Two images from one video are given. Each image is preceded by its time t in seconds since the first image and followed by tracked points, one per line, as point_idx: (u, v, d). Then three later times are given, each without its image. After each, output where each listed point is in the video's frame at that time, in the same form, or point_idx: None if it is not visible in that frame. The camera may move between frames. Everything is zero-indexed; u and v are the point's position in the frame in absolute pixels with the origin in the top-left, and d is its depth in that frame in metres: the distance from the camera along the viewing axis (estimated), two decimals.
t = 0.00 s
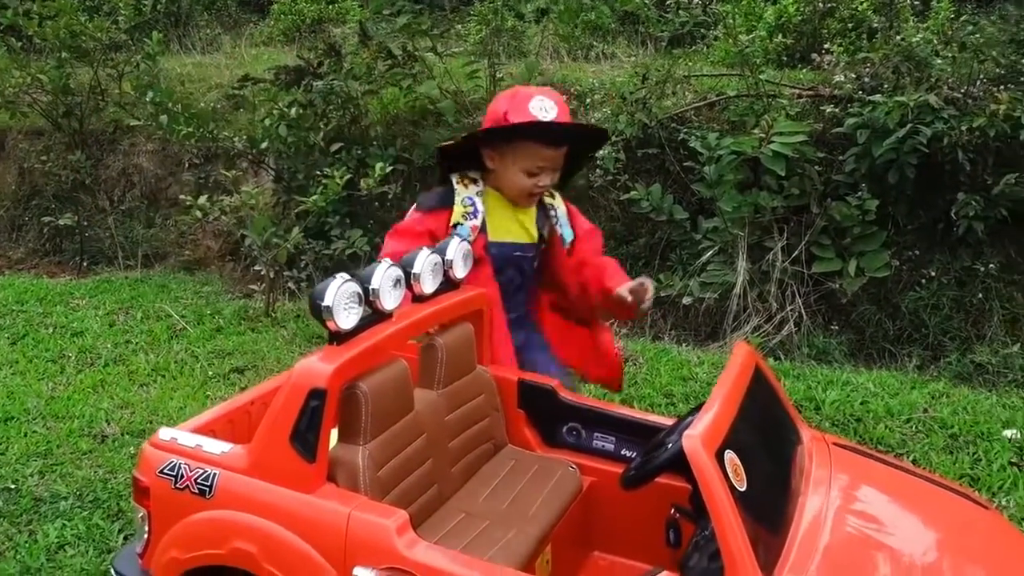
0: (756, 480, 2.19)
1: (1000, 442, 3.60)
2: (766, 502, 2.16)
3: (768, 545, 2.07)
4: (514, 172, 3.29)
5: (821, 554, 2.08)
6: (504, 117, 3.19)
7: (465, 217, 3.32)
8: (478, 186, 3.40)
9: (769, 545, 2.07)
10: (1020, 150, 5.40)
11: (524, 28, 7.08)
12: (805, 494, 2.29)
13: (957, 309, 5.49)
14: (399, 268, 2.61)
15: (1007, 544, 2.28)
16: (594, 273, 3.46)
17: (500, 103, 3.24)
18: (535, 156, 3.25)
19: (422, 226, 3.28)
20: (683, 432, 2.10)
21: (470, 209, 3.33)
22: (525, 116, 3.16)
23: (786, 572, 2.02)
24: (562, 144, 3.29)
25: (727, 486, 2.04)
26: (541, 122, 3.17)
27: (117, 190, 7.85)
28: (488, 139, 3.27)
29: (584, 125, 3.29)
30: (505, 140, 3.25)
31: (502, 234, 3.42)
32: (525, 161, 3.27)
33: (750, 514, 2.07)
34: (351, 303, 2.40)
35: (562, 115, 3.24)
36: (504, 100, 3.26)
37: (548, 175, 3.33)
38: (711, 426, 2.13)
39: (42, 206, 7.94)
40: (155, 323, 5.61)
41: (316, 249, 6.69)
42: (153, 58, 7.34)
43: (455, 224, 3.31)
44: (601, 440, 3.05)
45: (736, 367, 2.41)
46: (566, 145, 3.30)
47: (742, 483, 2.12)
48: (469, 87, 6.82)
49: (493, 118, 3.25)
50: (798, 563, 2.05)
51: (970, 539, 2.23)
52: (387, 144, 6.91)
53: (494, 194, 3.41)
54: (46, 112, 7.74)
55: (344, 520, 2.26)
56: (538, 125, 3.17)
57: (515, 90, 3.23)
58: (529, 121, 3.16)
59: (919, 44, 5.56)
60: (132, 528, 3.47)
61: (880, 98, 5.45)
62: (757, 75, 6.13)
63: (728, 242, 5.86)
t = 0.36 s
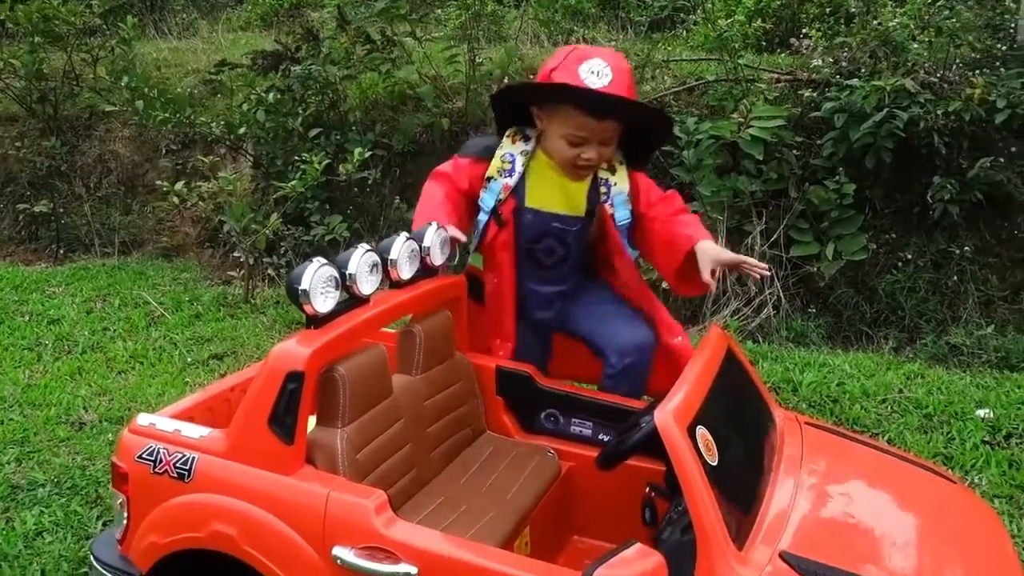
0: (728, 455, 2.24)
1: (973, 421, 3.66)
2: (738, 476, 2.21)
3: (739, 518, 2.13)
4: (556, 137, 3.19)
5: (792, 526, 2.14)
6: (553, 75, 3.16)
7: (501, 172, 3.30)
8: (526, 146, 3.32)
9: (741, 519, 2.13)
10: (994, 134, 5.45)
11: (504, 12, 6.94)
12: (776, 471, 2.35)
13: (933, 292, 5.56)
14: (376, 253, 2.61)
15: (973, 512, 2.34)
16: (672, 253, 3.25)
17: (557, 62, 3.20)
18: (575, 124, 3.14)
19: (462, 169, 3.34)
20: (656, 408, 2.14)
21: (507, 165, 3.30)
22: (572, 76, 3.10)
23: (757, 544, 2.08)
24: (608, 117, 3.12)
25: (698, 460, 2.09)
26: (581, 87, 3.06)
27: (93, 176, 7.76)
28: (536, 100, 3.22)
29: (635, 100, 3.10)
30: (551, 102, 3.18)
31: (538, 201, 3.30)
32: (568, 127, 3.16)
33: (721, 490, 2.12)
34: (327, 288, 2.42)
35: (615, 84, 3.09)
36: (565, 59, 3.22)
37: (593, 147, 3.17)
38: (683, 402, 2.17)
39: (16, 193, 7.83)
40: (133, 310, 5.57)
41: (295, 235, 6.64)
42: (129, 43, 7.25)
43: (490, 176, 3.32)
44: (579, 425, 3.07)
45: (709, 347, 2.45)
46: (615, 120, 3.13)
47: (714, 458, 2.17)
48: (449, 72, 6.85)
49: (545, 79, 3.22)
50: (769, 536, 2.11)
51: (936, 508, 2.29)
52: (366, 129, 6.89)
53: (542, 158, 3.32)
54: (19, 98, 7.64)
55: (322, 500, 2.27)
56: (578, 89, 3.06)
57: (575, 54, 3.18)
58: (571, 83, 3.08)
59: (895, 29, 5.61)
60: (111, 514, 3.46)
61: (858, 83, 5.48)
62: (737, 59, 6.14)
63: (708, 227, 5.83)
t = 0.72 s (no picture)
0: (711, 443, 2.27)
1: (951, 410, 3.70)
2: (721, 463, 2.24)
3: (722, 503, 2.16)
4: (601, 81, 2.88)
5: (777, 511, 2.16)
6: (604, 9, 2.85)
7: (546, 127, 3.04)
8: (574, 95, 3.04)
9: (725, 504, 2.15)
10: (973, 124, 5.49)
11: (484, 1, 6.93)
12: (758, 460, 2.37)
13: (913, 281, 5.61)
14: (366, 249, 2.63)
15: (954, 497, 2.35)
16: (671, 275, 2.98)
17: None
18: (619, 67, 2.81)
19: (502, 133, 3.09)
20: (643, 395, 2.18)
21: (554, 119, 3.03)
22: (624, 12, 2.78)
23: (742, 528, 2.10)
24: (660, 65, 2.78)
25: (683, 444, 2.12)
26: (634, 25, 2.73)
27: (72, 169, 7.69)
28: (585, 36, 2.92)
29: (693, 48, 2.76)
30: (600, 37, 2.85)
31: (579, 159, 3.04)
32: (612, 71, 2.84)
33: (705, 475, 2.14)
34: (319, 280, 2.44)
35: (671, 23, 2.75)
36: None
37: (640, 95, 2.84)
38: (668, 389, 2.21)
39: None
40: (114, 304, 5.53)
41: (278, 228, 6.61)
42: (107, 34, 7.19)
43: (534, 131, 3.05)
44: (565, 424, 3.07)
45: (691, 340, 2.50)
46: (669, 67, 2.79)
47: (698, 443, 2.20)
48: (431, 63, 6.82)
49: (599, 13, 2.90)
50: (754, 521, 2.13)
51: (918, 492, 2.30)
52: (349, 121, 6.84)
53: (590, 110, 3.04)
54: None
55: (313, 489, 2.27)
56: (630, 26, 2.74)
57: None
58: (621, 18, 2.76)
59: (875, 20, 5.65)
60: (92, 511, 3.44)
61: (838, 74, 5.53)
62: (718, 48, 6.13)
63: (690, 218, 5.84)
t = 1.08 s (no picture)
0: (698, 458, 2.27)
1: (935, 426, 3.71)
2: (707, 479, 2.24)
3: (710, 517, 2.16)
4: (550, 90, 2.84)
5: (763, 527, 2.16)
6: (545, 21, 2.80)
7: (520, 145, 3.00)
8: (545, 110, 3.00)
9: (712, 518, 2.16)
10: (953, 141, 5.54)
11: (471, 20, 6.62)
12: (744, 478, 2.38)
13: (896, 297, 5.65)
14: (356, 265, 2.64)
15: (937, 516, 2.37)
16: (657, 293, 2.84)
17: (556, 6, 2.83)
18: (561, 76, 2.77)
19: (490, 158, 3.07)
20: (631, 409, 2.17)
21: (527, 137, 3.00)
22: (560, 21, 2.73)
23: (729, 543, 2.11)
24: (601, 71, 2.72)
25: (672, 458, 2.12)
26: (567, 33, 2.68)
27: (56, 187, 7.64)
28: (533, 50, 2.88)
29: (632, 53, 2.66)
30: (545, 49, 2.80)
31: (558, 176, 3.00)
32: (558, 80, 2.79)
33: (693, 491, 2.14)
34: (310, 294, 2.44)
35: (604, 29, 2.67)
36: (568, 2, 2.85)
37: (587, 103, 2.79)
38: (656, 404, 2.21)
39: None
40: (97, 323, 5.49)
41: (263, 245, 6.60)
42: (92, 52, 7.17)
43: (510, 152, 3.03)
44: (551, 445, 3.06)
45: (677, 356, 2.51)
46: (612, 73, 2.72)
47: (686, 459, 2.20)
48: (417, 80, 6.81)
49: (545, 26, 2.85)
50: (741, 537, 2.13)
51: (901, 510, 2.31)
52: (336, 138, 6.87)
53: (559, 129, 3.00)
54: None
55: (302, 504, 2.26)
56: (565, 36, 2.68)
57: None
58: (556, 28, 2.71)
59: (856, 39, 5.74)
60: (74, 532, 3.40)
61: (820, 92, 5.57)
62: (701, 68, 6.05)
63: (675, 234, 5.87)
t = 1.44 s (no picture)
0: (688, 465, 2.27)
1: (925, 431, 3.72)
2: (697, 486, 2.24)
3: (701, 524, 2.16)
4: (584, 87, 2.65)
5: (753, 533, 2.16)
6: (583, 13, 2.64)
7: (540, 146, 2.74)
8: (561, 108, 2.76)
9: (702, 526, 2.16)
10: (942, 148, 5.57)
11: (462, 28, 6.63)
12: (734, 483, 2.38)
13: (886, 303, 5.67)
14: (345, 271, 2.63)
15: (925, 521, 2.37)
16: (662, 297, 2.82)
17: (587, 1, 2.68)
18: (601, 72, 2.61)
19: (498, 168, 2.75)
20: (621, 416, 2.16)
21: (547, 137, 2.73)
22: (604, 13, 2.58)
23: (719, 551, 2.11)
24: (649, 68, 2.60)
25: (661, 465, 2.11)
26: (622, 25, 2.53)
27: (45, 194, 7.60)
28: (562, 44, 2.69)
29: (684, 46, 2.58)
30: (582, 44, 2.63)
31: (580, 177, 2.78)
32: (595, 76, 2.62)
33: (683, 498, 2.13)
34: (299, 301, 2.43)
35: (653, 21, 2.56)
36: None
37: (626, 100, 2.65)
38: (645, 410, 2.20)
39: None
40: (85, 330, 5.46)
41: (254, 252, 6.59)
42: (81, 58, 7.17)
43: (525, 154, 2.74)
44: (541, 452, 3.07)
45: (667, 363, 2.50)
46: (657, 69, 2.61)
47: (676, 465, 2.20)
48: (408, 88, 6.77)
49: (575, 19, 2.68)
50: (731, 544, 2.13)
51: (890, 516, 2.32)
52: (326, 145, 6.89)
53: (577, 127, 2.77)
54: None
55: (290, 513, 2.24)
56: (615, 28, 2.53)
57: None
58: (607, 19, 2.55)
59: (845, 47, 5.78)
60: (61, 541, 3.38)
61: (810, 99, 5.60)
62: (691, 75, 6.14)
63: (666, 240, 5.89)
